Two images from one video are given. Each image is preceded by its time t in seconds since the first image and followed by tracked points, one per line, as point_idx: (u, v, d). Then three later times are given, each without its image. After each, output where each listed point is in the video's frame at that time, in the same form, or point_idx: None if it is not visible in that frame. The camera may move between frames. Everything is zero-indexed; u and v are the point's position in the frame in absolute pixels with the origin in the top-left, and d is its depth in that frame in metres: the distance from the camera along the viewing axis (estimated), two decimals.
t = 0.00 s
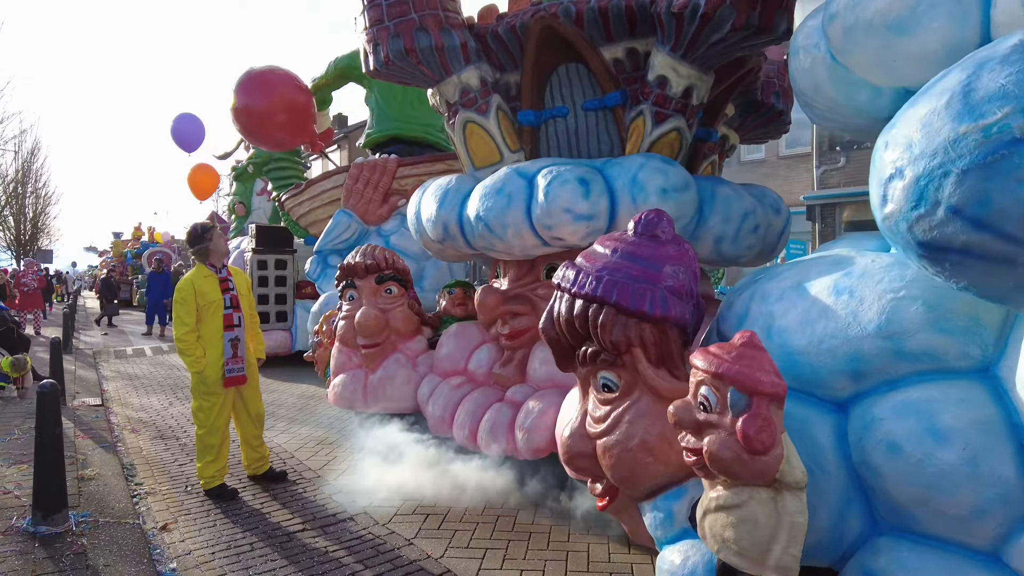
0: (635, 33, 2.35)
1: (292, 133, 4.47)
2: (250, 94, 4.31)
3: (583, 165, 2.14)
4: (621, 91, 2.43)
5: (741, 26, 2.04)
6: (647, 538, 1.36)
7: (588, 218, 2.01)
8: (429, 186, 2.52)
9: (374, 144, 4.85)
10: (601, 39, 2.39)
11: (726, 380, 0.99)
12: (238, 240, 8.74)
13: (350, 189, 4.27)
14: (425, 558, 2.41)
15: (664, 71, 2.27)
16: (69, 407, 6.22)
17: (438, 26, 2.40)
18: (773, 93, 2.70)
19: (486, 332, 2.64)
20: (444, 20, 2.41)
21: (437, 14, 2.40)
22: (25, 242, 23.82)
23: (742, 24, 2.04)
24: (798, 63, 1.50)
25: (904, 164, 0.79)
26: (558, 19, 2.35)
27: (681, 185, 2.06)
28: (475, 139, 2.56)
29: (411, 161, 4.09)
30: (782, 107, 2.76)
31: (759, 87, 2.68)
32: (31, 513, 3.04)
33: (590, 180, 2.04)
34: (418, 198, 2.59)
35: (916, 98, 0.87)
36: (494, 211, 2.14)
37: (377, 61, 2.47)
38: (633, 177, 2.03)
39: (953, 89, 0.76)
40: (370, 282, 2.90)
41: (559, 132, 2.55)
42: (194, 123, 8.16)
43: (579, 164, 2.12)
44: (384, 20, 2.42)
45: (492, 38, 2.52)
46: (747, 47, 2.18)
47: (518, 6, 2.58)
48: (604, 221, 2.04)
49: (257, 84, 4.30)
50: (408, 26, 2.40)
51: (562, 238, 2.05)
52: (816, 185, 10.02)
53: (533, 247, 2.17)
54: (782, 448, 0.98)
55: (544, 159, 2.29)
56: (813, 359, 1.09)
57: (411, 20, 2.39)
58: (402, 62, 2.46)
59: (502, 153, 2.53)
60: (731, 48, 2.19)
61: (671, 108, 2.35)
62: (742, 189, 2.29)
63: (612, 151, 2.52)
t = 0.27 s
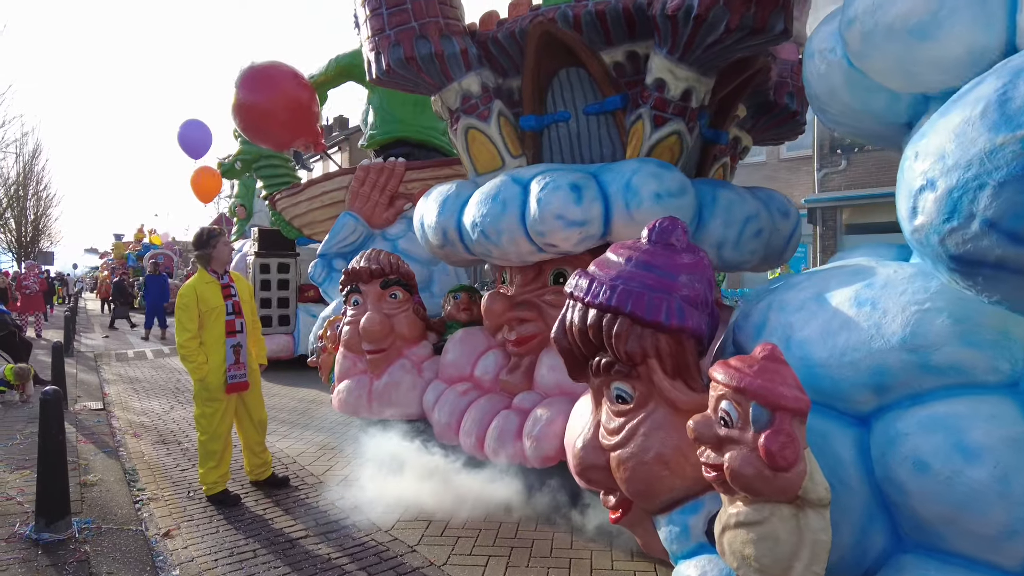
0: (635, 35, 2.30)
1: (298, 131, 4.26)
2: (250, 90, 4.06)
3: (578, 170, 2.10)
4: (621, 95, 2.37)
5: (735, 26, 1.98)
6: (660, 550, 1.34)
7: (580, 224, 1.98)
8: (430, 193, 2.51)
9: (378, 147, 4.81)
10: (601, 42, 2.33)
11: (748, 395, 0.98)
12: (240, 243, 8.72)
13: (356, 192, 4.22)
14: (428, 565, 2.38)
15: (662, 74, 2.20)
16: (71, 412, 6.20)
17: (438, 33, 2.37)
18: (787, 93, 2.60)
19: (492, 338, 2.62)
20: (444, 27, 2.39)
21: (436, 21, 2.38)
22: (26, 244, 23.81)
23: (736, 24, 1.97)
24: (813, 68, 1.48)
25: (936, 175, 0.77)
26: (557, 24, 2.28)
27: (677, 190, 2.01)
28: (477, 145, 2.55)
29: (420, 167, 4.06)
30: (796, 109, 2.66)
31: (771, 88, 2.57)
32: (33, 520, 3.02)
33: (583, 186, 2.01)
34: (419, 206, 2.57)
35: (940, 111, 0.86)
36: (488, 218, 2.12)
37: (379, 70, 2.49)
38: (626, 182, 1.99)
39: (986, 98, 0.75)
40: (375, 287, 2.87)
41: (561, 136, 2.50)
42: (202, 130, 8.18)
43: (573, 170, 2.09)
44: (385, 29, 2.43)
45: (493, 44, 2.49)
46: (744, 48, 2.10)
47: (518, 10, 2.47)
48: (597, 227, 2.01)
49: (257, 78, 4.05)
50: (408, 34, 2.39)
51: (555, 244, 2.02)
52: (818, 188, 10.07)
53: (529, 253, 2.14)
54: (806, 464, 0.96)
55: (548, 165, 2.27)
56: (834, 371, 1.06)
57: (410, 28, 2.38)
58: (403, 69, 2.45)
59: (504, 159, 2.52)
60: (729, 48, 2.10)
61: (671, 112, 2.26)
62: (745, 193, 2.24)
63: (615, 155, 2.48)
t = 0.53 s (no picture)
0: (632, 49, 2.27)
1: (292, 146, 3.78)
2: (254, 95, 3.56)
3: (572, 185, 2.08)
4: (620, 108, 2.33)
5: (726, 39, 1.86)
6: None
7: (572, 240, 1.96)
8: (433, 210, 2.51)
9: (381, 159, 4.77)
10: (599, 57, 2.30)
11: (771, 420, 0.95)
12: (241, 255, 8.71)
13: (363, 204, 4.19)
14: None
15: (658, 88, 2.10)
16: (71, 425, 6.15)
17: (439, 51, 2.37)
18: (800, 102, 2.43)
19: (498, 353, 2.57)
20: (444, 46, 2.37)
21: (436, 40, 2.36)
22: (27, 256, 23.83)
23: (727, 37, 1.86)
24: (827, 83, 1.46)
25: (969, 198, 0.78)
26: (553, 40, 2.26)
27: (672, 206, 1.96)
28: (480, 161, 2.52)
29: (431, 180, 4.07)
30: (809, 119, 2.49)
31: (782, 98, 2.40)
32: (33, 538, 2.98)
33: (575, 202, 1.98)
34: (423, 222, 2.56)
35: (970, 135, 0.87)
36: (482, 233, 2.11)
37: (382, 89, 2.49)
38: (618, 199, 1.95)
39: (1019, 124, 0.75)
40: (380, 301, 2.85)
41: (563, 151, 2.47)
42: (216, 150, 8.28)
43: (567, 185, 2.06)
44: (386, 48, 2.41)
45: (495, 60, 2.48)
46: (738, 61, 1.99)
47: (517, 26, 2.41)
48: (590, 243, 1.98)
49: (263, 83, 3.57)
50: (409, 54, 2.38)
51: (547, 260, 2.00)
52: (819, 200, 10.11)
53: (524, 269, 2.13)
54: (831, 491, 0.93)
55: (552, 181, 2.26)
56: (855, 396, 1.04)
57: (411, 48, 2.37)
58: (406, 88, 2.44)
59: (505, 174, 2.49)
60: (724, 61, 1.99)
61: (668, 126, 2.16)
62: (747, 208, 2.16)
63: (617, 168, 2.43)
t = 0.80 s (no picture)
0: (630, 72, 2.20)
1: (307, 158, 3.75)
2: (263, 111, 3.55)
3: (568, 210, 2.05)
4: (619, 134, 2.28)
5: (717, 62, 1.80)
6: None
7: (565, 265, 1.93)
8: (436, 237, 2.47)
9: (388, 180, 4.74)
10: (598, 83, 2.25)
11: (796, 454, 0.92)
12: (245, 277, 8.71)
13: (371, 226, 4.17)
14: None
15: (652, 112, 2.01)
16: (71, 449, 6.10)
17: (442, 80, 2.37)
18: (811, 122, 2.30)
19: (505, 379, 2.53)
20: (447, 75, 2.38)
21: (439, 69, 2.37)
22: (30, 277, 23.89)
23: (717, 59, 1.79)
24: (840, 108, 1.45)
25: (1003, 227, 0.82)
26: (552, 67, 2.22)
27: (667, 231, 1.90)
28: (484, 187, 2.49)
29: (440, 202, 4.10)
30: (822, 139, 2.36)
31: (793, 118, 2.27)
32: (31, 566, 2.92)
33: (568, 227, 1.95)
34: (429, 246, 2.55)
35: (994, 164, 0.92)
36: (479, 258, 2.10)
37: (388, 117, 2.51)
38: (611, 223, 1.91)
39: None
40: (385, 324, 2.84)
41: (566, 177, 2.43)
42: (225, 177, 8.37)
43: (563, 210, 2.04)
44: (391, 78, 2.44)
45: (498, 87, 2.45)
46: (734, 84, 1.91)
47: (518, 53, 2.36)
48: (583, 268, 1.94)
49: (272, 100, 3.56)
50: (413, 83, 2.39)
51: (541, 285, 1.98)
52: (820, 223, 10.16)
53: (521, 293, 2.10)
54: (860, 528, 0.90)
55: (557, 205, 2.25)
56: (881, 428, 1.01)
57: (415, 77, 2.38)
58: (410, 116, 2.46)
59: (508, 200, 2.44)
60: (718, 84, 1.91)
61: (665, 149, 2.06)
62: (750, 230, 2.07)
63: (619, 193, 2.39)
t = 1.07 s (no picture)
0: (628, 104, 2.16)
1: (320, 181, 3.75)
2: (278, 135, 3.56)
3: (563, 241, 2.03)
4: (618, 165, 2.24)
5: (706, 93, 1.79)
6: None
7: (557, 297, 1.90)
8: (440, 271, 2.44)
9: (394, 208, 4.74)
10: (596, 116, 2.22)
11: (824, 497, 0.89)
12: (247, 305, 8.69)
13: (381, 254, 4.15)
14: None
15: (648, 143, 1.98)
16: (69, 480, 6.02)
17: (446, 116, 2.38)
18: (822, 148, 2.28)
19: (512, 411, 2.49)
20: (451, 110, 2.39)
21: (443, 106, 2.38)
22: (33, 304, 23.92)
23: (706, 90, 1.78)
24: (853, 140, 1.44)
25: None
26: (550, 101, 2.21)
27: (659, 262, 1.86)
28: (487, 219, 2.47)
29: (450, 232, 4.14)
30: (833, 166, 2.34)
31: (803, 145, 2.26)
32: None
33: (561, 259, 1.92)
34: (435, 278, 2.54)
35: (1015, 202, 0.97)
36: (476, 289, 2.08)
37: (394, 152, 2.53)
38: (604, 255, 1.88)
39: None
40: (391, 355, 2.81)
41: (569, 209, 2.40)
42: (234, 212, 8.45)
43: (558, 241, 2.01)
44: (397, 115, 2.46)
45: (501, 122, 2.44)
46: (728, 114, 1.88)
47: (518, 88, 2.36)
48: (577, 300, 1.91)
49: (287, 124, 3.57)
50: (417, 119, 2.40)
51: (534, 317, 1.95)
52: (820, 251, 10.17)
53: (518, 325, 2.08)
54: None
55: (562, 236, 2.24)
56: (910, 467, 0.98)
57: (421, 113, 2.40)
58: (415, 151, 2.47)
59: (512, 233, 2.42)
60: (712, 114, 1.88)
61: (662, 180, 2.02)
62: (750, 260, 2.02)
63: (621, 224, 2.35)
